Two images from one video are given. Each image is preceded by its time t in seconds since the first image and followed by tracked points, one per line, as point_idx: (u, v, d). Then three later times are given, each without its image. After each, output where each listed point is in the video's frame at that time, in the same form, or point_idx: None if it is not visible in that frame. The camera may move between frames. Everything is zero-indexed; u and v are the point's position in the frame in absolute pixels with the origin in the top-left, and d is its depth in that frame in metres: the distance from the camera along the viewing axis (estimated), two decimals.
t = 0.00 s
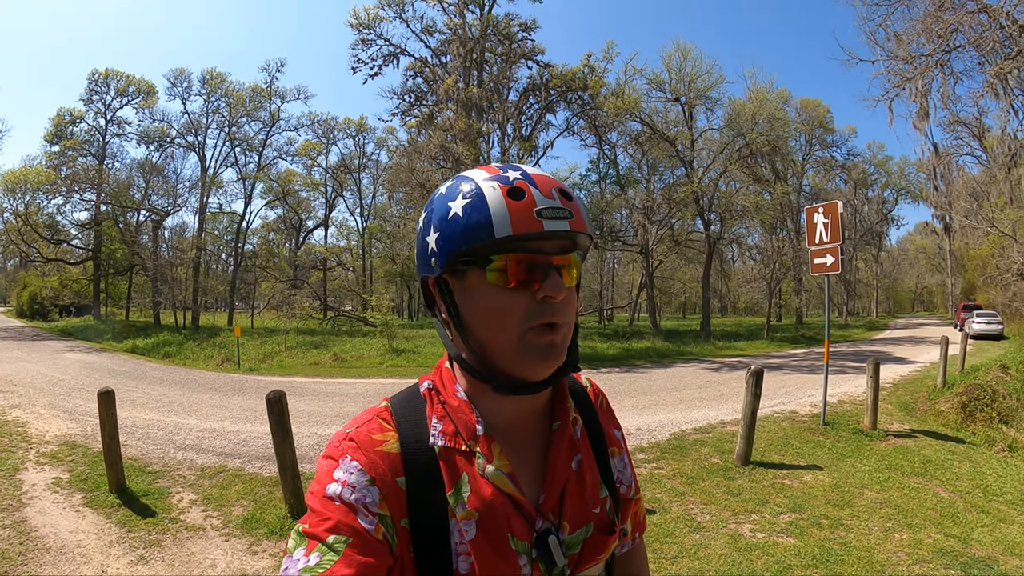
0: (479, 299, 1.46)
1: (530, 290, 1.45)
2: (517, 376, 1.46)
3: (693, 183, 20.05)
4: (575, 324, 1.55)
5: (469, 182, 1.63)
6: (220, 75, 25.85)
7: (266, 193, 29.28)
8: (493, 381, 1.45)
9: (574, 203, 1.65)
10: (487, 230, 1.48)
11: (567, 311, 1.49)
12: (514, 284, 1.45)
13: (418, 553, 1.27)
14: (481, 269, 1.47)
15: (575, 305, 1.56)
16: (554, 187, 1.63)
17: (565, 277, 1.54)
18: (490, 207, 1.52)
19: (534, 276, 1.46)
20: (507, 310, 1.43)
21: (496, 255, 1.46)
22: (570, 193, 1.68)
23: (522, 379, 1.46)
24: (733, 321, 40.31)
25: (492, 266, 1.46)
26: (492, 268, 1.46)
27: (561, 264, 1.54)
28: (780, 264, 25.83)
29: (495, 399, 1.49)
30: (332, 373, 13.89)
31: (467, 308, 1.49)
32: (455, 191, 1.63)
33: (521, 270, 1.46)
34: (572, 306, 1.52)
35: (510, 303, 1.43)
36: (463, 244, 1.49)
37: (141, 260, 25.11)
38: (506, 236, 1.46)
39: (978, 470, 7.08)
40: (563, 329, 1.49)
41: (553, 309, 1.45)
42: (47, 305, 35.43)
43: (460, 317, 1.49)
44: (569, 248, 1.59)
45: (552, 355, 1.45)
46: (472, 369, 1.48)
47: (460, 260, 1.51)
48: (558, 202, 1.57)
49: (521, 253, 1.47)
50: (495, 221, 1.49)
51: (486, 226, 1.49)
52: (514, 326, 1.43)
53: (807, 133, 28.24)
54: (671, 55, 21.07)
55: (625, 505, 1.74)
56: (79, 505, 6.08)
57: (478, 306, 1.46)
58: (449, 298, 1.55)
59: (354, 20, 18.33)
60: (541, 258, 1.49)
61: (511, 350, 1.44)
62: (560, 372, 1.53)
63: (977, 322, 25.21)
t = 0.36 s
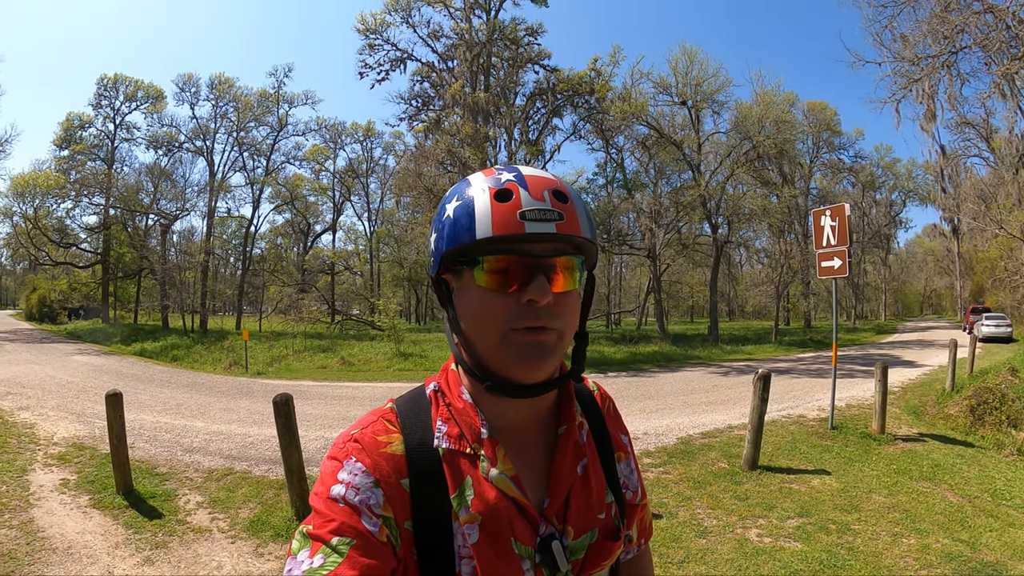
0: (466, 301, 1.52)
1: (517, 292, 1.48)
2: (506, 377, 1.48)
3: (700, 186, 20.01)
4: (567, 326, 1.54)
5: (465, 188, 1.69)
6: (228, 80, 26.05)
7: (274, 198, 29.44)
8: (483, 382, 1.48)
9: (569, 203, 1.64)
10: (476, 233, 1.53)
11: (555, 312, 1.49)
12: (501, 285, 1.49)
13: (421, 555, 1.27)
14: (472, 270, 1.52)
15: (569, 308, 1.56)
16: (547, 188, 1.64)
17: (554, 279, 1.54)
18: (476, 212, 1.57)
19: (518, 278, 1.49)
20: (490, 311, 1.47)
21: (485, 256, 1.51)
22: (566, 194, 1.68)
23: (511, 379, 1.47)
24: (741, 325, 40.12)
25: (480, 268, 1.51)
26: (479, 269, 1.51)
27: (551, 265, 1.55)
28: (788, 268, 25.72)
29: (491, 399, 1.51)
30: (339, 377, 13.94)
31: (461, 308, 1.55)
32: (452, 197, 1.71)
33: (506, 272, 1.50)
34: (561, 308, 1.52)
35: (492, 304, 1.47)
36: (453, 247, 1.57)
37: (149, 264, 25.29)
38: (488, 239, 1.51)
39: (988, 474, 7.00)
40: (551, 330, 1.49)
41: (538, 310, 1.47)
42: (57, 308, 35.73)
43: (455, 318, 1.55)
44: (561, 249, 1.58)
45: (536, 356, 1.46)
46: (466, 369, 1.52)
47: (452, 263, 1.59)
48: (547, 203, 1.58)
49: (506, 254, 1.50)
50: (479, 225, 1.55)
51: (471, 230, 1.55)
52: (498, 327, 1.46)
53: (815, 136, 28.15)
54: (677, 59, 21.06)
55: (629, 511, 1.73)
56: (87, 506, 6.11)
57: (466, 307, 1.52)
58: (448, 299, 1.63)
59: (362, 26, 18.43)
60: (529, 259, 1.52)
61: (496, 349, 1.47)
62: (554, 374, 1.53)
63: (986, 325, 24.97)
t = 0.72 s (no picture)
0: (468, 300, 1.53)
1: (514, 291, 1.48)
2: (509, 377, 1.47)
3: (711, 187, 19.92)
4: (569, 324, 1.51)
5: (469, 190, 1.72)
6: (239, 83, 26.26)
7: (285, 200, 29.61)
8: (487, 381, 1.47)
9: (567, 201, 1.63)
10: (475, 234, 1.56)
11: (552, 311, 1.48)
12: (500, 284, 1.49)
13: (432, 556, 1.26)
14: (473, 270, 1.54)
15: (572, 306, 1.54)
16: (545, 186, 1.64)
17: (555, 278, 1.53)
18: (474, 213, 1.60)
19: (515, 277, 1.49)
20: (489, 309, 1.47)
21: (483, 255, 1.52)
22: (566, 191, 1.66)
23: (512, 379, 1.46)
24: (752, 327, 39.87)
25: (479, 267, 1.52)
26: (479, 268, 1.52)
27: (549, 262, 1.54)
28: (800, 269, 25.55)
29: (498, 399, 1.50)
30: (350, 378, 13.99)
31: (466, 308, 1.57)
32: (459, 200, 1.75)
33: (504, 271, 1.51)
34: (561, 306, 1.50)
35: (491, 303, 1.47)
36: (457, 247, 1.60)
37: (162, 266, 25.54)
38: (484, 238, 1.53)
39: (1002, 477, 6.90)
40: (550, 329, 1.47)
41: (535, 307, 1.45)
42: (70, 309, 36.15)
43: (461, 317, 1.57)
44: (561, 247, 1.57)
45: (535, 355, 1.44)
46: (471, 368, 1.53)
47: (460, 264, 1.62)
48: (542, 201, 1.57)
49: (505, 252, 1.51)
50: (476, 225, 1.57)
51: (470, 231, 1.58)
52: (496, 326, 1.46)
53: (826, 136, 27.94)
54: (687, 59, 21.00)
55: (643, 513, 1.72)
56: (98, 505, 6.17)
57: (469, 306, 1.53)
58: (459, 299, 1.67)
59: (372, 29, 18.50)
60: (527, 257, 1.52)
61: (496, 348, 1.47)
62: (557, 374, 1.51)
63: (1000, 327, 24.64)
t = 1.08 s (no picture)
0: (482, 301, 1.52)
1: (527, 292, 1.47)
2: (524, 378, 1.45)
3: (721, 186, 19.82)
4: (584, 327, 1.50)
5: (482, 193, 1.72)
6: (249, 85, 26.44)
7: (295, 201, 29.76)
8: (500, 382, 1.46)
9: (580, 203, 1.62)
10: (488, 236, 1.56)
11: (566, 312, 1.47)
12: (513, 286, 1.49)
13: (446, 560, 1.25)
14: (487, 271, 1.54)
15: (587, 308, 1.52)
16: (558, 188, 1.63)
17: (569, 280, 1.52)
18: (487, 216, 1.60)
19: (529, 280, 1.49)
20: (501, 311, 1.47)
21: (496, 257, 1.52)
22: (579, 193, 1.65)
23: (526, 381, 1.44)
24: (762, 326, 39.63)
25: (493, 268, 1.52)
26: (492, 270, 1.51)
27: (563, 264, 1.53)
28: (811, 269, 25.40)
29: (512, 403, 1.49)
30: (359, 378, 14.05)
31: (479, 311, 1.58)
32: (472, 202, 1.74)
33: (517, 273, 1.50)
34: (574, 308, 1.49)
35: (504, 304, 1.47)
36: (470, 248, 1.59)
37: (172, 266, 25.76)
38: (498, 239, 1.53)
39: (1014, 479, 6.82)
40: (563, 330, 1.46)
41: (547, 310, 1.45)
42: (81, 309, 36.49)
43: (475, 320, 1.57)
44: (574, 250, 1.56)
45: (547, 356, 1.43)
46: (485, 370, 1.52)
47: (473, 266, 1.62)
48: (555, 203, 1.56)
49: (518, 253, 1.51)
50: (489, 226, 1.57)
51: (483, 233, 1.57)
52: (509, 328, 1.45)
53: (836, 134, 27.76)
54: (696, 58, 20.92)
55: (655, 518, 1.72)
56: (109, 505, 6.23)
57: (481, 308, 1.52)
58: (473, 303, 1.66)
59: (381, 30, 18.55)
60: (539, 259, 1.51)
61: (509, 349, 1.46)
62: (570, 377, 1.49)
63: (1011, 326, 24.34)
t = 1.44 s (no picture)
0: (485, 302, 1.52)
1: (529, 291, 1.47)
2: (527, 377, 1.45)
3: (729, 183, 19.71)
4: (587, 326, 1.50)
5: (485, 192, 1.70)
6: (256, 84, 26.53)
7: (303, 200, 29.85)
8: (504, 382, 1.46)
9: (583, 201, 1.61)
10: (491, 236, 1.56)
11: (569, 311, 1.46)
12: (516, 285, 1.49)
13: (449, 558, 1.25)
14: (490, 271, 1.53)
15: (588, 306, 1.52)
16: (561, 185, 1.61)
17: (572, 278, 1.51)
18: (490, 215, 1.58)
19: (531, 278, 1.48)
20: (505, 311, 1.47)
21: (498, 256, 1.52)
22: (581, 191, 1.64)
23: (529, 380, 1.44)
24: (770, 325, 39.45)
25: (496, 267, 1.51)
26: (495, 270, 1.51)
27: (566, 262, 1.52)
28: (819, 267, 25.22)
29: (515, 401, 1.49)
30: (367, 376, 14.09)
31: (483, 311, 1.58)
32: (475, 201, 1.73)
33: (521, 272, 1.50)
34: (578, 306, 1.49)
35: (508, 304, 1.47)
36: (473, 249, 1.59)
37: (181, 265, 25.91)
38: (501, 239, 1.52)
39: None
40: (566, 330, 1.46)
41: (551, 308, 1.44)
42: (91, 308, 36.77)
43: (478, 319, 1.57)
44: (577, 248, 1.55)
45: (552, 355, 1.43)
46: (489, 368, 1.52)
47: (477, 265, 1.61)
48: (558, 201, 1.55)
49: (520, 252, 1.51)
50: (491, 226, 1.56)
51: (486, 233, 1.56)
52: (513, 328, 1.45)
53: (844, 131, 27.57)
54: (703, 55, 20.80)
55: (662, 517, 1.70)
56: (118, 502, 6.27)
57: (485, 308, 1.52)
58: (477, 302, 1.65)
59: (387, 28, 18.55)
60: (542, 258, 1.50)
61: (512, 349, 1.46)
62: (573, 375, 1.49)
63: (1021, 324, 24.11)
